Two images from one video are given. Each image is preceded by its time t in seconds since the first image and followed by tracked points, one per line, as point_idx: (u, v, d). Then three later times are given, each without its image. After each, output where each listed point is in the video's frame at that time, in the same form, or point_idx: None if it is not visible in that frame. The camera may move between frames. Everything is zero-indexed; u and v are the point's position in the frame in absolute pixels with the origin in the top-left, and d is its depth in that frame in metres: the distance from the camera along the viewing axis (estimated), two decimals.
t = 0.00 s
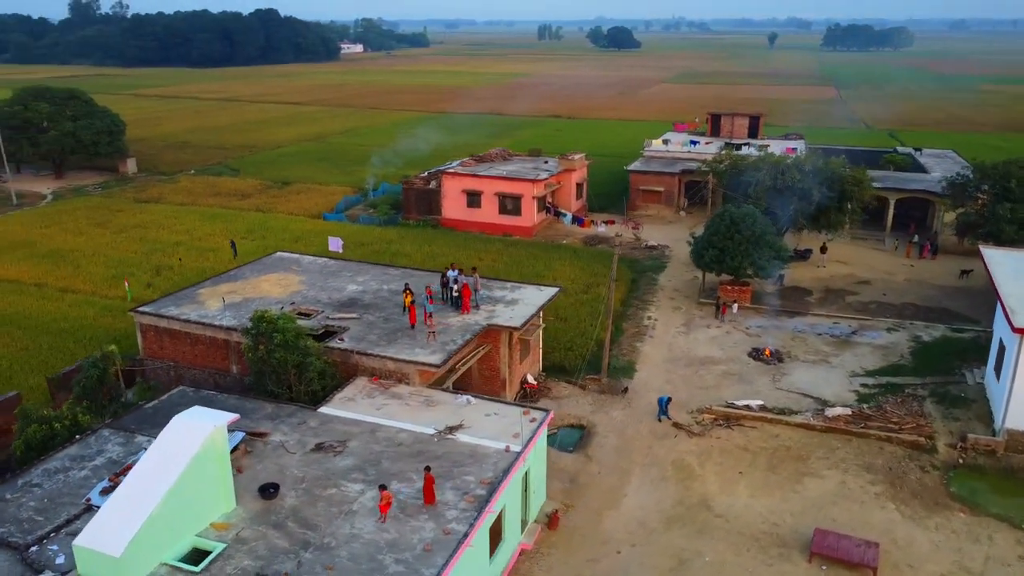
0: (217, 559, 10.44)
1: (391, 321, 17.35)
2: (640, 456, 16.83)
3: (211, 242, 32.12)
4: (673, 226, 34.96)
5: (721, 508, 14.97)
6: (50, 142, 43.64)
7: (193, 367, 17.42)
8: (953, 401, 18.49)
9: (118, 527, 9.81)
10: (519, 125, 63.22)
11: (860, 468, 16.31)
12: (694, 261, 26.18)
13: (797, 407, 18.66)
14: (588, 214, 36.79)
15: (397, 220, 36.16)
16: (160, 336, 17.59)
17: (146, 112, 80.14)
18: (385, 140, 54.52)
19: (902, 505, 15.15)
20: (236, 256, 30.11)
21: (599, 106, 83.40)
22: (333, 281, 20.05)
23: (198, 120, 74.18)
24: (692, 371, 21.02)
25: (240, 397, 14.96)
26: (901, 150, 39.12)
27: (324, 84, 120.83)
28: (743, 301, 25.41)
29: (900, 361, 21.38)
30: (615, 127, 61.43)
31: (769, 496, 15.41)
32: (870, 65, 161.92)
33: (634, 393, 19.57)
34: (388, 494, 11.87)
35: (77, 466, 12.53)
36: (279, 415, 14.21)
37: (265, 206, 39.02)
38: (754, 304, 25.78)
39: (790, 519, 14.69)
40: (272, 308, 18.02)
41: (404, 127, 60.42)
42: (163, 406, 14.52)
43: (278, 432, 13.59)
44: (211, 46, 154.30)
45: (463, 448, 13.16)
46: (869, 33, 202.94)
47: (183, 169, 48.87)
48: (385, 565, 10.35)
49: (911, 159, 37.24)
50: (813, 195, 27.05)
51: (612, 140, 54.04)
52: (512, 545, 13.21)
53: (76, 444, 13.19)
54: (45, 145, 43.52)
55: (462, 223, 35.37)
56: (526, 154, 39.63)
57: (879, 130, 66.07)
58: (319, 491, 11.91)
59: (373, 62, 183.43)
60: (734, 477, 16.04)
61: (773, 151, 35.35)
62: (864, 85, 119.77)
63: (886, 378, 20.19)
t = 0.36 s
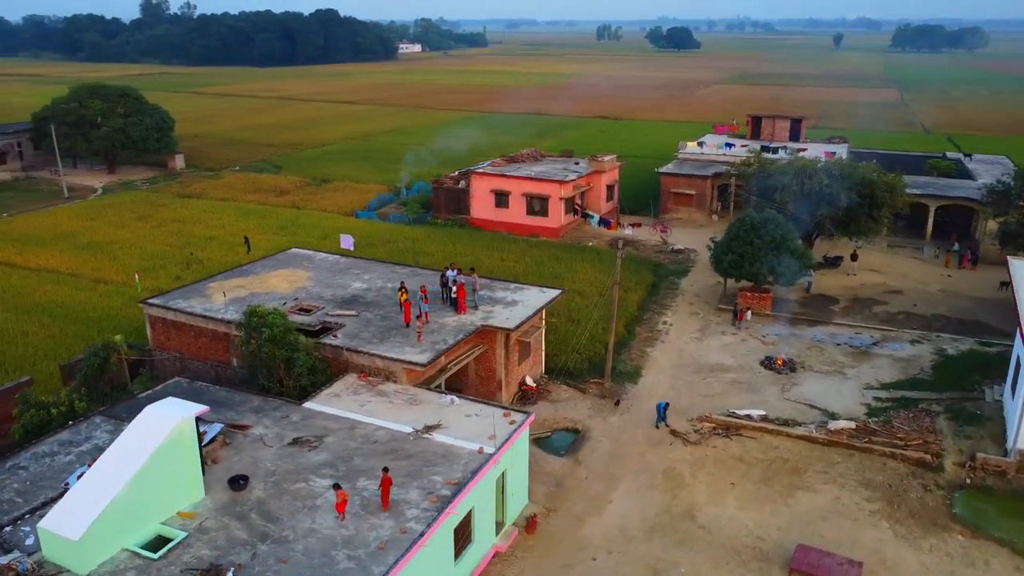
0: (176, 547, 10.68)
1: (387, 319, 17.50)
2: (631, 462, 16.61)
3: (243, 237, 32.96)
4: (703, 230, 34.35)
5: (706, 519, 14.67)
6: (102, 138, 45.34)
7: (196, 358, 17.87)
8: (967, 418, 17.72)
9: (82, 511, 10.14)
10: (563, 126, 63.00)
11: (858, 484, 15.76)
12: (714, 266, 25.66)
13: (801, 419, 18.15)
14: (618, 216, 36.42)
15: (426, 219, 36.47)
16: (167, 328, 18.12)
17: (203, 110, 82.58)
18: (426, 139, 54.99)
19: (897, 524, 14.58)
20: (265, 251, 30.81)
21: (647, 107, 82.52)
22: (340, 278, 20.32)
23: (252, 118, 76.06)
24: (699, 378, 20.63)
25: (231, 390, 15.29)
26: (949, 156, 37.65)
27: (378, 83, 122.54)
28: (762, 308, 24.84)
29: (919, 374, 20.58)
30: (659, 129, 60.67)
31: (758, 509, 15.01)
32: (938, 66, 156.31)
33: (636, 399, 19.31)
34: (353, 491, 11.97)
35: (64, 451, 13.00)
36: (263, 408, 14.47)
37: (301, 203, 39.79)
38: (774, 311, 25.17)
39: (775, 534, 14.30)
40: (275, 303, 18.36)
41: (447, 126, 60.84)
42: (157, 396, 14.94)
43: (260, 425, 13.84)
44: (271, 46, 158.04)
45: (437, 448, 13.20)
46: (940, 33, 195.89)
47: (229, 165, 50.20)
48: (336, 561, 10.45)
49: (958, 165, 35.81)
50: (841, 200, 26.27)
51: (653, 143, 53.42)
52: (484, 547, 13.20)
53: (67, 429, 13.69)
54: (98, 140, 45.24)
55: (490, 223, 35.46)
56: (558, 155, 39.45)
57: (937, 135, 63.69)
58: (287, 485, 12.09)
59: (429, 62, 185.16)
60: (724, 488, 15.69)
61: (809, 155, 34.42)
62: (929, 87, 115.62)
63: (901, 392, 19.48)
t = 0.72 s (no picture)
0: (143, 535, 10.93)
1: (384, 317, 17.64)
2: (622, 468, 16.41)
3: (271, 234, 33.58)
4: (731, 234, 33.69)
5: (689, 529, 14.41)
6: (147, 135, 46.72)
7: (201, 351, 18.23)
8: (978, 435, 17.03)
9: (52, 497, 10.48)
10: (603, 128, 62.59)
11: (854, 499, 15.28)
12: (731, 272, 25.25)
13: (803, 430, 17.69)
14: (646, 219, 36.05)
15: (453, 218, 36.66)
16: (176, 321, 18.57)
17: (253, 108, 84.48)
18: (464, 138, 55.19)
19: (889, 542, 14.10)
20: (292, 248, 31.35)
21: (693, 109, 81.38)
22: (347, 275, 20.54)
23: (299, 116, 77.47)
24: (704, 385, 20.28)
25: (225, 383, 15.57)
26: (995, 162, 36.19)
27: (427, 82, 123.42)
28: (780, 315, 24.28)
29: (936, 388, 19.87)
30: (701, 131, 59.78)
31: (746, 520, 14.67)
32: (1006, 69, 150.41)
33: (636, 405, 19.09)
34: (323, 486, 12.11)
35: (56, 438, 13.44)
36: (251, 401, 14.73)
37: (332, 201, 40.37)
38: (792, 319, 24.58)
39: (760, 546, 13.96)
40: (279, 299, 18.64)
41: (486, 126, 60.99)
42: (153, 386, 15.29)
43: (245, 418, 14.10)
44: (325, 45, 160.66)
45: (413, 447, 13.25)
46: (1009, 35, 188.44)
47: (269, 163, 51.23)
48: (294, 556, 10.59)
49: (1003, 172, 34.41)
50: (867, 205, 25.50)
51: (692, 145, 52.68)
52: (458, 548, 13.20)
53: (63, 417, 14.13)
54: (143, 137, 46.63)
55: (516, 223, 35.45)
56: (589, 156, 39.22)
57: (995, 140, 61.26)
58: (259, 479, 12.29)
59: (480, 62, 185.81)
60: (713, 498, 15.38)
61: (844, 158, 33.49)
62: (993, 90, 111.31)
63: (912, 405, 18.83)
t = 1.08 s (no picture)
0: (112, 521, 11.26)
1: (382, 315, 17.81)
2: (611, 474, 16.21)
3: (302, 231, 34.20)
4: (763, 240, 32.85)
5: (669, 539, 14.14)
6: (194, 132, 48.13)
7: (207, 344, 18.65)
8: (989, 454, 16.28)
9: (26, 481, 10.90)
10: (648, 130, 61.91)
11: (847, 516, 14.77)
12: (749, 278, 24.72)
13: (804, 443, 17.19)
14: (676, 223, 35.57)
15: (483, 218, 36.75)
16: (184, 314, 19.03)
17: (306, 107, 86.25)
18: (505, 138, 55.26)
19: (877, 562, 13.58)
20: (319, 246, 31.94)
21: (745, 111, 79.76)
22: (354, 273, 20.79)
23: (349, 115, 78.74)
24: (710, 393, 19.88)
25: (219, 375, 15.92)
26: None
27: (479, 82, 124.02)
28: (800, 323, 23.82)
29: (953, 404, 19.08)
30: (749, 133, 58.61)
31: (729, 533, 14.33)
32: None
33: (636, 411, 18.82)
34: (292, 481, 12.27)
35: (50, 423, 13.92)
36: (240, 394, 15.05)
37: (367, 200, 40.92)
38: (813, 328, 23.89)
39: (739, 560, 13.61)
40: (283, 295, 18.97)
41: (530, 126, 60.97)
42: (150, 376, 15.71)
43: (231, 411, 14.40)
44: (383, 45, 162.89)
45: (388, 445, 13.34)
46: None
47: (312, 161, 52.21)
48: (250, 548, 10.76)
49: None
50: (897, 212, 24.61)
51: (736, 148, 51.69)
52: (430, 547, 13.23)
53: (60, 403, 14.62)
54: (190, 134, 48.05)
55: (543, 224, 35.34)
56: (621, 158, 38.89)
57: None
58: (232, 471, 12.53)
59: (536, 61, 185.86)
60: (700, 508, 15.06)
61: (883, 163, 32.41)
62: None
63: (925, 421, 18.12)
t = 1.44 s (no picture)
0: (86, 505, 11.65)
1: (380, 313, 18.00)
2: (599, 479, 16.03)
3: (332, 228, 34.80)
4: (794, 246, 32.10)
5: (647, 549, 13.92)
6: (240, 130, 49.37)
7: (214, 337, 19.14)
8: (996, 474, 15.56)
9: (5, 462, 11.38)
10: (693, 132, 61.00)
11: (835, 533, 14.30)
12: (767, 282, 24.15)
13: (802, 455, 16.72)
14: (707, 226, 35.05)
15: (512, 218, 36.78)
16: (194, 308, 19.56)
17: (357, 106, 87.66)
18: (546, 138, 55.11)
19: None
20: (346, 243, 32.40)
21: (798, 113, 77.88)
22: (362, 270, 21.06)
23: (397, 114, 79.68)
24: (714, 400, 19.49)
25: (215, 367, 16.31)
26: None
27: (532, 82, 124.09)
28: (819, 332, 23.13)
29: (969, 420, 18.30)
30: (797, 136, 57.20)
31: (709, 545, 14.02)
32: None
33: (634, 416, 18.58)
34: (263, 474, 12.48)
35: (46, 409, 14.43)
36: (231, 386, 15.39)
37: (401, 198, 41.36)
38: (832, 337, 23.20)
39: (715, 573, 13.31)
40: (289, 291, 19.34)
41: (572, 127, 60.72)
42: (150, 366, 16.19)
43: (219, 403, 14.72)
44: (439, 45, 164.33)
45: (363, 442, 13.49)
46: None
47: (353, 159, 53.02)
48: (210, 538, 10.99)
49: None
50: (926, 219, 23.73)
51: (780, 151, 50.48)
52: (401, 545, 13.33)
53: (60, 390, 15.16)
54: (236, 131, 49.30)
55: (571, 225, 35.15)
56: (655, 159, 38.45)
57: None
58: (208, 461, 12.80)
59: (592, 61, 185.03)
60: (684, 518, 14.79)
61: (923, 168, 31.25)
62: None
63: (934, 437, 17.42)
